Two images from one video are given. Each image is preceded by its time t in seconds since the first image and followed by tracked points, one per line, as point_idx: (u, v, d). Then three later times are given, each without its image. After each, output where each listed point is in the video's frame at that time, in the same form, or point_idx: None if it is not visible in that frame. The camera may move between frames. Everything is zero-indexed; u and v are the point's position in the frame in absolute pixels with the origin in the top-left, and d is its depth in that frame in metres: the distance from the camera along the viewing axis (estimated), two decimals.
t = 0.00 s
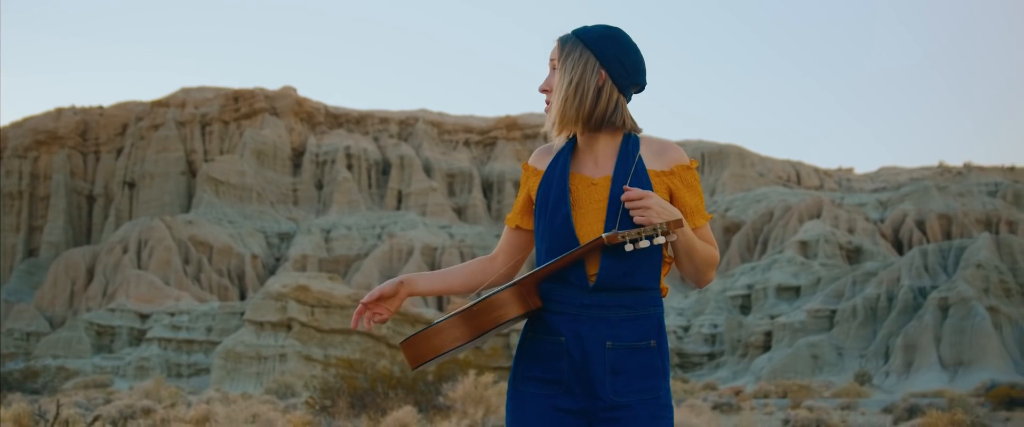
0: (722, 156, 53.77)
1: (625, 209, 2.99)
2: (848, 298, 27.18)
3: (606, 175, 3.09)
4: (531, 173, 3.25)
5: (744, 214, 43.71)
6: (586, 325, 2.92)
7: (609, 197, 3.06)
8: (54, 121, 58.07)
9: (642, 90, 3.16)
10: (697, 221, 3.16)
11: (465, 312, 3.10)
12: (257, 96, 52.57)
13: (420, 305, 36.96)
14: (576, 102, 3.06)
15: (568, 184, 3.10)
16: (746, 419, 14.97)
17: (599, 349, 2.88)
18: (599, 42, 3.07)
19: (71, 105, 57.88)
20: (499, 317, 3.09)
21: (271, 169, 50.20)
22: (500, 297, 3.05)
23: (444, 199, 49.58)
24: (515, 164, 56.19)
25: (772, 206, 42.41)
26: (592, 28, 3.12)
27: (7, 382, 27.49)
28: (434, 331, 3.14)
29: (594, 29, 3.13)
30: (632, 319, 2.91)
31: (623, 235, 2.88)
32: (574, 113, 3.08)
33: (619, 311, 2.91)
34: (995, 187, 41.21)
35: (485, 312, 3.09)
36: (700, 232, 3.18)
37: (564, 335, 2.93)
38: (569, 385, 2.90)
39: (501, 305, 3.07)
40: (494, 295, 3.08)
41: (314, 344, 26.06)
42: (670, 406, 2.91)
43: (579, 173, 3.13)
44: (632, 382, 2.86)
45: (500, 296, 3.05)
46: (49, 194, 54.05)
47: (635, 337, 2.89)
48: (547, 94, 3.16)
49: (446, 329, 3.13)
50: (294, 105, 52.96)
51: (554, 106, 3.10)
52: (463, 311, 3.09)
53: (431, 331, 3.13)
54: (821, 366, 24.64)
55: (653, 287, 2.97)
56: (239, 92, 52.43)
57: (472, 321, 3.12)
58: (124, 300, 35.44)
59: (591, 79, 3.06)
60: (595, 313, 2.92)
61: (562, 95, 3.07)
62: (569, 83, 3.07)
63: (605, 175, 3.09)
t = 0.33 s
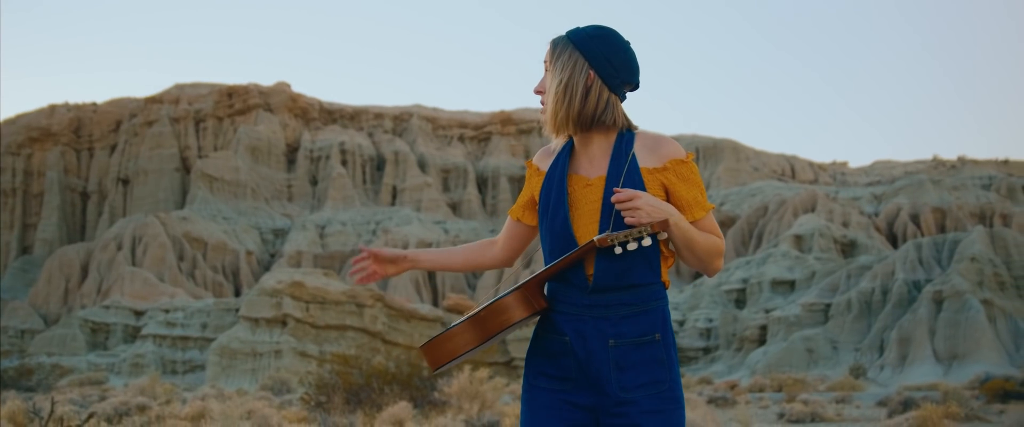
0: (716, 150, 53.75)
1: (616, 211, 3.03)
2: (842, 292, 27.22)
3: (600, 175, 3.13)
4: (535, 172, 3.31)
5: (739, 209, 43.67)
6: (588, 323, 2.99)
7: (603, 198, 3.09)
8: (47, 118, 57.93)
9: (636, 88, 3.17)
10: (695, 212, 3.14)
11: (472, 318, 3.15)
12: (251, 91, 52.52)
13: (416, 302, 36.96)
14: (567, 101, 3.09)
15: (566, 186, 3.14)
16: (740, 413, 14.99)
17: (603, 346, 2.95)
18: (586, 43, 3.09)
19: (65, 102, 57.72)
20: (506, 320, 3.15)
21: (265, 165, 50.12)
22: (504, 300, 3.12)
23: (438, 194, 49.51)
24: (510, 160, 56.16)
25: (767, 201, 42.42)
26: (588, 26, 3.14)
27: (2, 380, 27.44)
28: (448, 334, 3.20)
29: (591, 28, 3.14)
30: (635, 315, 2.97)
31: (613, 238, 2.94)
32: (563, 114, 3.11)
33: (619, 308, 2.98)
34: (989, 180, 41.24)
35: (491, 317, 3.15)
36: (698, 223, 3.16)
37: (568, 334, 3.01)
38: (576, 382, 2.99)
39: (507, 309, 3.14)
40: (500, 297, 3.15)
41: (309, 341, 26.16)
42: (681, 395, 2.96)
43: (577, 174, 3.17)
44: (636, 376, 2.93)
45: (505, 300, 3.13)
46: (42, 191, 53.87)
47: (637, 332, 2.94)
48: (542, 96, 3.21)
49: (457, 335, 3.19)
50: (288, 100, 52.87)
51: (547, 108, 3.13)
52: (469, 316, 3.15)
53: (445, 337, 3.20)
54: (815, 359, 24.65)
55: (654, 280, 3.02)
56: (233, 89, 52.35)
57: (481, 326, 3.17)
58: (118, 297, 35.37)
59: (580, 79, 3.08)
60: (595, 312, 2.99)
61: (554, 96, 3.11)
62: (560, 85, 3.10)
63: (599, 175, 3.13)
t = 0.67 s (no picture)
0: (719, 150, 53.71)
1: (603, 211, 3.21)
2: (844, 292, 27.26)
3: (590, 176, 3.32)
4: (532, 174, 3.55)
5: (742, 208, 43.67)
6: (575, 322, 3.19)
7: (593, 196, 3.28)
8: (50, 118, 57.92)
9: (626, 90, 3.34)
10: (682, 215, 3.29)
11: (463, 313, 3.32)
12: (254, 91, 52.58)
13: (419, 301, 37.00)
14: (558, 103, 3.27)
15: (559, 186, 3.34)
16: (744, 413, 14.99)
17: (589, 345, 3.14)
18: (579, 45, 3.28)
19: (67, 101, 57.72)
20: (494, 315, 3.30)
21: (268, 164, 50.16)
22: (494, 295, 3.30)
23: (441, 194, 49.52)
24: (513, 159, 56.17)
25: (769, 200, 42.41)
26: (577, 28, 3.32)
27: (4, 379, 27.47)
28: (440, 328, 3.36)
29: (580, 30, 3.31)
30: (620, 315, 3.16)
31: (597, 238, 3.13)
32: (555, 115, 3.28)
33: (606, 308, 3.16)
34: (992, 180, 41.23)
35: (481, 311, 3.30)
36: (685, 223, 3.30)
37: (557, 332, 3.21)
38: (560, 378, 3.19)
39: (496, 304, 3.30)
40: (491, 293, 3.32)
41: (312, 340, 26.15)
42: (666, 393, 3.14)
43: (570, 173, 3.36)
44: (622, 373, 3.11)
45: (496, 296, 3.29)
46: (45, 190, 53.80)
47: (623, 332, 3.13)
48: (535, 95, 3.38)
49: (448, 328, 3.35)
50: (290, 100, 52.89)
51: (541, 108, 3.31)
52: (461, 311, 3.31)
53: (436, 330, 3.36)
54: (818, 360, 24.67)
55: (640, 280, 3.20)
56: (235, 88, 52.44)
57: (471, 320, 3.32)
58: (121, 296, 35.38)
59: (570, 82, 3.25)
60: (582, 312, 3.19)
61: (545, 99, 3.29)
62: (551, 87, 3.28)
63: (589, 176, 3.32)
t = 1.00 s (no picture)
0: (731, 155, 53.62)
1: (589, 218, 3.30)
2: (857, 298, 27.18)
3: (579, 187, 3.42)
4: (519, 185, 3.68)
5: (754, 213, 43.62)
6: (557, 332, 3.26)
7: (579, 208, 3.37)
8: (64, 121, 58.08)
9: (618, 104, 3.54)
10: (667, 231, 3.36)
11: (447, 319, 3.41)
12: (266, 95, 52.77)
13: (430, 305, 37.04)
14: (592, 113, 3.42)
15: (547, 195, 3.46)
16: (756, 418, 15.00)
17: (569, 355, 3.21)
18: (602, 55, 3.46)
19: (81, 104, 57.94)
20: (477, 323, 3.40)
21: (280, 168, 50.27)
22: (479, 301, 3.38)
23: (453, 198, 49.55)
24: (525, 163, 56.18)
25: (781, 206, 42.34)
26: (580, 38, 3.48)
27: (18, 380, 27.59)
28: (424, 334, 3.45)
29: (582, 41, 3.49)
30: (603, 325, 3.23)
31: (582, 247, 3.20)
32: (588, 127, 3.44)
33: (589, 320, 3.24)
34: (1005, 186, 41.08)
35: (464, 318, 3.41)
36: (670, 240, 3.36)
37: (538, 341, 3.29)
38: (540, 387, 3.25)
39: (479, 311, 3.40)
40: (475, 299, 3.42)
41: (323, 343, 26.09)
42: (647, 403, 3.18)
43: (557, 184, 3.48)
44: (602, 383, 3.16)
45: (479, 303, 3.38)
46: (58, 193, 53.90)
47: (605, 342, 3.19)
48: (552, 99, 3.42)
49: (430, 334, 3.45)
50: (303, 103, 53.01)
51: (565, 117, 3.41)
52: (447, 316, 3.41)
53: (419, 336, 3.46)
54: (830, 366, 24.62)
55: (623, 293, 3.28)
56: (248, 91, 52.63)
57: (454, 326, 3.42)
58: (134, 299, 35.49)
59: (605, 94, 3.43)
60: (564, 322, 3.26)
61: (581, 107, 3.41)
62: (584, 98, 3.42)
63: (578, 187, 3.43)
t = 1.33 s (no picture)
0: (750, 160, 53.50)
1: (608, 221, 3.32)
2: (876, 304, 27.07)
3: (593, 188, 3.44)
4: (527, 188, 3.69)
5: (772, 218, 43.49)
6: (582, 337, 3.27)
7: (596, 210, 3.39)
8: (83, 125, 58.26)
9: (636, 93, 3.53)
10: (688, 226, 3.36)
11: (466, 333, 3.37)
12: (285, 99, 52.87)
13: (447, 309, 37.04)
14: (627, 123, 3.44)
15: (561, 197, 3.47)
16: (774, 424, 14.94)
17: (596, 361, 3.22)
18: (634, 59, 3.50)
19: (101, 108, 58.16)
20: (499, 334, 3.37)
21: (299, 172, 50.41)
22: (499, 312, 3.36)
23: (470, 203, 49.56)
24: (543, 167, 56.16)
25: (799, 211, 42.24)
26: (612, 37, 3.51)
27: (37, 383, 27.70)
28: (441, 350, 3.39)
29: (612, 39, 3.52)
30: (627, 328, 3.24)
31: (605, 247, 3.21)
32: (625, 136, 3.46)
33: (614, 321, 3.25)
34: None
35: (485, 330, 3.36)
36: (693, 237, 3.41)
37: (561, 348, 3.29)
38: (566, 397, 3.27)
39: (501, 322, 3.36)
40: (493, 311, 3.38)
41: (341, 347, 26.15)
42: (676, 404, 3.20)
43: (572, 187, 3.49)
44: (631, 388, 3.18)
45: (499, 313, 3.36)
46: (78, 197, 54.07)
47: (632, 345, 3.20)
48: (596, 101, 3.44)
49: (449, 350, 3.40)
50: (322, 108, 53.13)
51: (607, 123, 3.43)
52: (463, 331, 3.37)
53: (439, 352, 3.41)
54: (848, 372, 24.55)
55: (647, 294, 3.28)
56: (266, 96, 52.78)
57: (473, 340, 3.38)
58: (152, 302, 35.62)
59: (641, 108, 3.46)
60: (587, 327, 3.27)
61: (624, 114, 3.43)
62: (625, 106, 3.45)
63: (592, 188, 3.45)
